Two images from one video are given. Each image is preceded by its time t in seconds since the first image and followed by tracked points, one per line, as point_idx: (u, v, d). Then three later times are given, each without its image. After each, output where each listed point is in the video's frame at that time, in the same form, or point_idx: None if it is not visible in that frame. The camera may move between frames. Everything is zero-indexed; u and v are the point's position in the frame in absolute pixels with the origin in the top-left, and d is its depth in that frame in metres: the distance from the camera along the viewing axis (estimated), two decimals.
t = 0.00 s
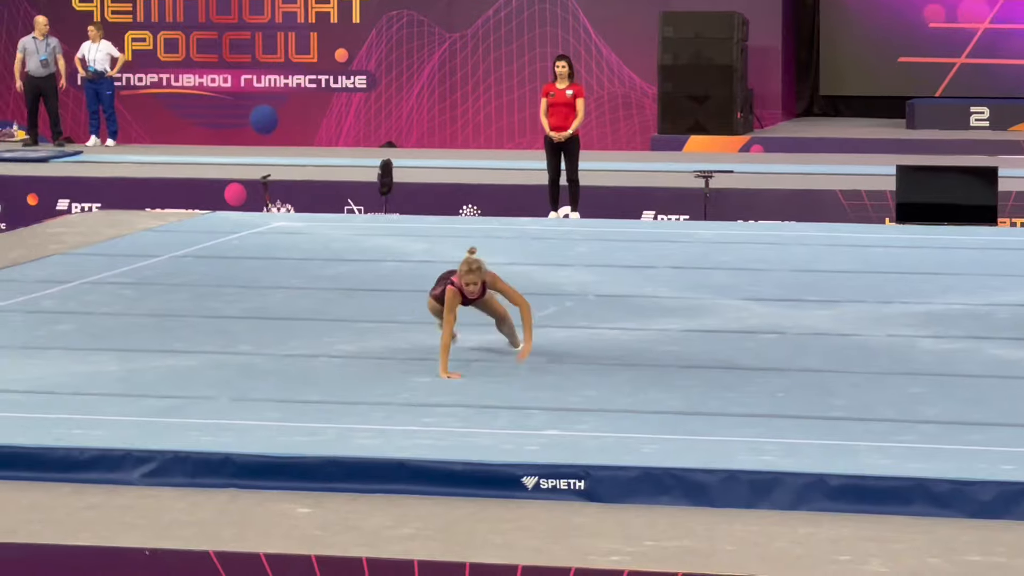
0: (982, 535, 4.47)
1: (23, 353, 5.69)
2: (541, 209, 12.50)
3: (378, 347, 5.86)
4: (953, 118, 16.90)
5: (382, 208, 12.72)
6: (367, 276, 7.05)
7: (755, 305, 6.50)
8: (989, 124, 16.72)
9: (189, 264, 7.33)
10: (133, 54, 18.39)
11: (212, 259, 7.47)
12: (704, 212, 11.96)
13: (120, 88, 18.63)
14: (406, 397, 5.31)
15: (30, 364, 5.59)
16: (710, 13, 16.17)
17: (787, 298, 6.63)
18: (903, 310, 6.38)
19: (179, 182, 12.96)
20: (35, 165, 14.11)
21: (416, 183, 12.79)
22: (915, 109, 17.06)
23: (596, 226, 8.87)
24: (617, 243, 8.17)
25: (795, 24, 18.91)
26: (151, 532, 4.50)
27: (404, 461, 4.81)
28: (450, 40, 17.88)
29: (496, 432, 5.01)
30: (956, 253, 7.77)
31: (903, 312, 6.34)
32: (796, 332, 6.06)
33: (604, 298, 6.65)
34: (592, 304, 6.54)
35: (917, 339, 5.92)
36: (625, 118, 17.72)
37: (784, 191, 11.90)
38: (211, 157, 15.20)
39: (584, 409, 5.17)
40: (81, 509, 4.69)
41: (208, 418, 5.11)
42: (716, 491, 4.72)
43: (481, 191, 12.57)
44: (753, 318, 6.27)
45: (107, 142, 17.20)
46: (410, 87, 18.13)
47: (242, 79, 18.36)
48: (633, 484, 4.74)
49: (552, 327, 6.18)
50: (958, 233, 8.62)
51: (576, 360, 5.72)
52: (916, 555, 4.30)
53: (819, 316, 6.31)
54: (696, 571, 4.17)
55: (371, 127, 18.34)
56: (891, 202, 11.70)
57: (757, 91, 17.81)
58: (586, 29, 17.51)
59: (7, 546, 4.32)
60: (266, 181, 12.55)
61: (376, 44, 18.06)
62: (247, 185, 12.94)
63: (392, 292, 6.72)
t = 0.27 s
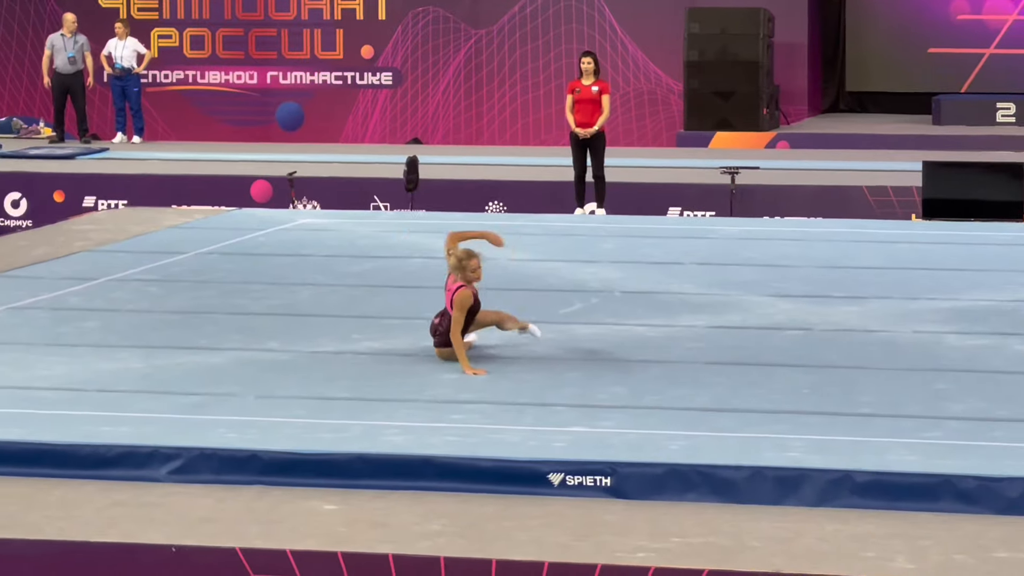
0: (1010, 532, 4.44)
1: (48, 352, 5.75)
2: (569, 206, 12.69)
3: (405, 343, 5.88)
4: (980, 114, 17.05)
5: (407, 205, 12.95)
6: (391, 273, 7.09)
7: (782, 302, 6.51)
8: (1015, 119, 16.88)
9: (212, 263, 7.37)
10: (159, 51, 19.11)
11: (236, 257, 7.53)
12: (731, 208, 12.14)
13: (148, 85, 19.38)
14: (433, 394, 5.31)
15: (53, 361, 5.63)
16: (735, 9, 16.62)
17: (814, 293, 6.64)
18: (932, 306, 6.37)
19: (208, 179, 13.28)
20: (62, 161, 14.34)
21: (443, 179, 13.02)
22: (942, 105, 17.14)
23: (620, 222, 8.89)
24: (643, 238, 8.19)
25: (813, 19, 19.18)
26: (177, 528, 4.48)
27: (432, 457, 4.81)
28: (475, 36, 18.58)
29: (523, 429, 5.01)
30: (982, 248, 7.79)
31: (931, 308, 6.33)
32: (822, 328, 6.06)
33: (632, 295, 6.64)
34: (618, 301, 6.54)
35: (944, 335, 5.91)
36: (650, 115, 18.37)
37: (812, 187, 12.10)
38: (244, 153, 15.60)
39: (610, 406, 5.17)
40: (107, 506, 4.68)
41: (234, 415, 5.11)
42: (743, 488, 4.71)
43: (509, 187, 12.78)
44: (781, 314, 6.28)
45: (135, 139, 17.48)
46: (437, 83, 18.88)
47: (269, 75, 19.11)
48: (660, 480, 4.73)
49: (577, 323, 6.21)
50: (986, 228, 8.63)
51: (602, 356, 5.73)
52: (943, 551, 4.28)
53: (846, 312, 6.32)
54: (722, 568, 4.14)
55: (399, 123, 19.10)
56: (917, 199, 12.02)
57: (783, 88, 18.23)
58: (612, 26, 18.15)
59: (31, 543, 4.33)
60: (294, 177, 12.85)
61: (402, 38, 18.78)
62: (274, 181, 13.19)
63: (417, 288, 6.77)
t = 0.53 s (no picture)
0: None
1: (86, 348, 5.97)
2: (604, 199, 12.79)
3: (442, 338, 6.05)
4: (1016, 109, 17.15)
5: (442, 201, 13.02)
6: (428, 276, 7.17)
7: (818, 296, 6.60)
8: None
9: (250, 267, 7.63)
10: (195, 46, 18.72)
11: (274, 261, 7.79)
12: (767, 202, 12.30)
13: (183, 81, 18.97)
14: (469, 389, 5.33)
15: (92, 356, 5.84)
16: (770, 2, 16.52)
17: (850, 288, 6.73)
18: (970, 301, 6.40)
19: (242, 174, 13.29)
20: (97, 157, 14.53)
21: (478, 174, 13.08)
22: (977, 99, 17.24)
23: (655, 217, 9.28)
24: (676, 233, 8.50)
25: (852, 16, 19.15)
26: (212, 523, 4.44)
27: (468, 452, 4.78)
28: (510, 32, 18.09)
29: (559, 424, 5.01)
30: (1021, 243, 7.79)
31: (968, 302, 6.38)
32: (858, 322, 6.12)
33: (666, 288, 6.82)
34: (652, 295, 6.69)
35: (981, 330, 5.93)
36: (686, 108, 17.85)
37: (847, 181, 12.20)
38: (277, 150, 15.69)
39: (646, 401, 5.19)
40: (143, 501, 4.65)
41: (270, 410, 5.13)
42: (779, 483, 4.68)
43: (545, 182, 12.85)
44: (816, 308, 6.38)
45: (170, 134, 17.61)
46: (472, 78, 18.34)
47: (304, 71, 18.64)
48: (696, 475, 4.70)
49: (613, 318, 6.32)
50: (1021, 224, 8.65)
51: (637, 350, 5.79)
52: (980, 546, 4.24)
53: (883, 307, 6.38)
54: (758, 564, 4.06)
55: (433, 118, 18.57)
56: (952, 193, 12.14)
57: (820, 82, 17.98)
58: (648, 21, 17.70)
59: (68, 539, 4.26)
60: (327, 172, 12.87)
61: (437, 34, 18.27)
62: (309, 177, 13.29)
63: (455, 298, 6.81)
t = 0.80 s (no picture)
0: None
1: (124, 339, 6.14)
2: (642, 191, 12.82)
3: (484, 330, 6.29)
4: None
5: (480, 192, 13.07)
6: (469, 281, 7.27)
7: (854, 288, 6.91)
8: None
9: (291, 266, 7.90)
10: (232, 39, 20.11)
11: (315, 261, 8.03)
12: (802, 193, 12.39)
13: (220, 74, 20.39)
14: (506, 380, 5.43)
15: (135, 348, 5.96)
16: None
17: (886, 280, 7.06)
18: (1002, 293, 6.66)
19: (277, 166, 13.37)
20: (134, 149, 14.87)
21: (516, 165, 13.08)
22: (1014, 91, 17.98)
23: (693, 208, 9.87)
24: (713, 226, 9.02)
25: (887, 14, 19.48)
26: (248, 518, 4.21)
27: (506, 444, 4.64)
28: (547, 23, 19.31)
29: (595, 416, 5.00)
30: None
31: (1000, 294, 6.63)
32: (894, 314, 6.36)
33: (703, 281, 7.21)
34: (690, 287, 7.08)
35: (1013, 323, 6.08)
36: (721, 100, 19.01)
37: (884, 173, 12.28)
38: (321, 141, 16.08)
39: (682, 393, 5.24)
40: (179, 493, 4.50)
41: (305, 402, 5.12)
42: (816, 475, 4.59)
43: (581, 174, 12.86)
44: (852, 300, 6.65)
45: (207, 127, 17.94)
46: (508, 69, 19.65)
47: (340, 64, 20.02)
48: (734, 467, 4.59)
49: (651, 310, 6.62)
50: None
51: (674, 343, 5.99)
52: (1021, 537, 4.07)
53: (917, 298, 6.65)
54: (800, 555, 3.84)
55: (468, 112, 19.94)
56: (990, 184, 12.17)
57: (855, 74, 18.87)
58: (682, 13, 18.75)
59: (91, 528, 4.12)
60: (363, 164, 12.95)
61: (472, 26, 19.58)
62: (346, 170, 13.32)
63: (496, 303, 6.82)
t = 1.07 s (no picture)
0: None
1: (163, 332, 6.19)
2: (679, 184, 12.83)
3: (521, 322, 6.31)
4: None
5: (516, 184, 13.08)
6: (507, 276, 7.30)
7: (893, 279, 6.89)
8: None
9: (329, 258, 7.94)
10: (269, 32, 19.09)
11: (353, 254, 8.07)
12: (841, 184, 12.29)
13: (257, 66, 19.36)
14: (545, 372, 5.46)
15: (174, 340, 6.00)
16: None
17: (925, 271, 7.02)
18: None
19: (315, 159, 13.43)
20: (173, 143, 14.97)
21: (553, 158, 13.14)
22: None
23: (730, 201, 9.85)
24: (751, 217, 9.01)
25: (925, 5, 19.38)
26: (291, 510, 4.16)
27: (544, 436, 4.65)
28: (584, 16, 18.34)
29: (633, 408, 5.00)
30: None
31: None
32: (934, 305, 6.33)
33: (742, 272, 7.20)
34: (728, 278, 7.08)
35: None
36: (760, 92, 18.10)
37: (921, 164, 12.20)
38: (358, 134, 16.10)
39: (720, 385, 5.25)
40: (219, 485, 4.45)
41: (344, 394, 5.14)
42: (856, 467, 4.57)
43: (619, 166, 12.89)
44: (891, 292, 6.62)
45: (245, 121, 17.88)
46: (546, 62, 18.62)
47: (377, 56, 18.99)
48: (772, 459, 4.58)
49: (689, 302, 6.62)
50: None
51: (711, 335, 5.99)
52: None
53: (956, 290, 6.62)
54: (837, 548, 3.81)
55: (506, 104, 18.92)
56: None
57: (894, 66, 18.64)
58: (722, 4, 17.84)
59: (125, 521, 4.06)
60: (401, 156, 12.98)
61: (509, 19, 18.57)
62: (384, 162, 13.38)
63: (534, 296, 6.84)
